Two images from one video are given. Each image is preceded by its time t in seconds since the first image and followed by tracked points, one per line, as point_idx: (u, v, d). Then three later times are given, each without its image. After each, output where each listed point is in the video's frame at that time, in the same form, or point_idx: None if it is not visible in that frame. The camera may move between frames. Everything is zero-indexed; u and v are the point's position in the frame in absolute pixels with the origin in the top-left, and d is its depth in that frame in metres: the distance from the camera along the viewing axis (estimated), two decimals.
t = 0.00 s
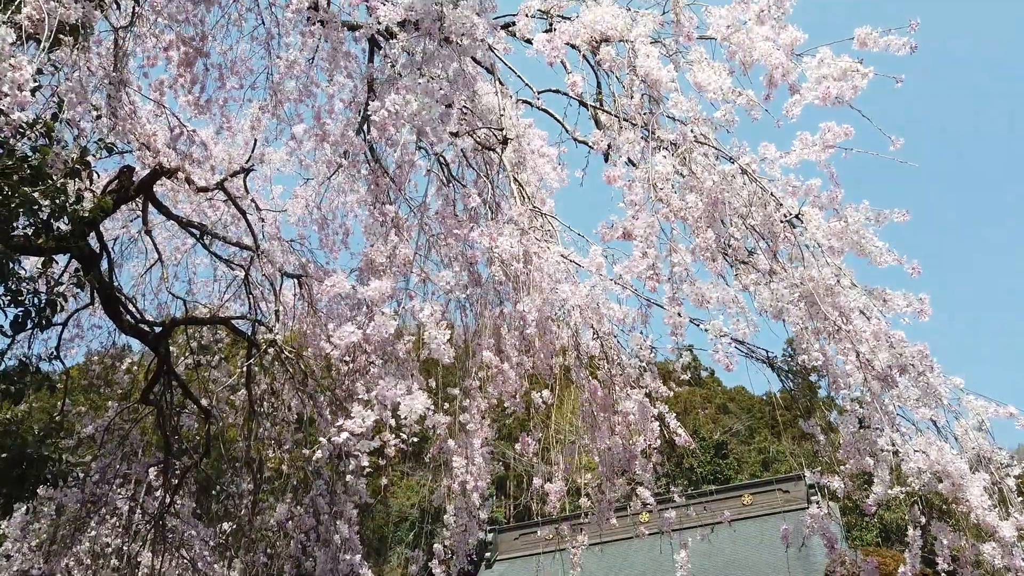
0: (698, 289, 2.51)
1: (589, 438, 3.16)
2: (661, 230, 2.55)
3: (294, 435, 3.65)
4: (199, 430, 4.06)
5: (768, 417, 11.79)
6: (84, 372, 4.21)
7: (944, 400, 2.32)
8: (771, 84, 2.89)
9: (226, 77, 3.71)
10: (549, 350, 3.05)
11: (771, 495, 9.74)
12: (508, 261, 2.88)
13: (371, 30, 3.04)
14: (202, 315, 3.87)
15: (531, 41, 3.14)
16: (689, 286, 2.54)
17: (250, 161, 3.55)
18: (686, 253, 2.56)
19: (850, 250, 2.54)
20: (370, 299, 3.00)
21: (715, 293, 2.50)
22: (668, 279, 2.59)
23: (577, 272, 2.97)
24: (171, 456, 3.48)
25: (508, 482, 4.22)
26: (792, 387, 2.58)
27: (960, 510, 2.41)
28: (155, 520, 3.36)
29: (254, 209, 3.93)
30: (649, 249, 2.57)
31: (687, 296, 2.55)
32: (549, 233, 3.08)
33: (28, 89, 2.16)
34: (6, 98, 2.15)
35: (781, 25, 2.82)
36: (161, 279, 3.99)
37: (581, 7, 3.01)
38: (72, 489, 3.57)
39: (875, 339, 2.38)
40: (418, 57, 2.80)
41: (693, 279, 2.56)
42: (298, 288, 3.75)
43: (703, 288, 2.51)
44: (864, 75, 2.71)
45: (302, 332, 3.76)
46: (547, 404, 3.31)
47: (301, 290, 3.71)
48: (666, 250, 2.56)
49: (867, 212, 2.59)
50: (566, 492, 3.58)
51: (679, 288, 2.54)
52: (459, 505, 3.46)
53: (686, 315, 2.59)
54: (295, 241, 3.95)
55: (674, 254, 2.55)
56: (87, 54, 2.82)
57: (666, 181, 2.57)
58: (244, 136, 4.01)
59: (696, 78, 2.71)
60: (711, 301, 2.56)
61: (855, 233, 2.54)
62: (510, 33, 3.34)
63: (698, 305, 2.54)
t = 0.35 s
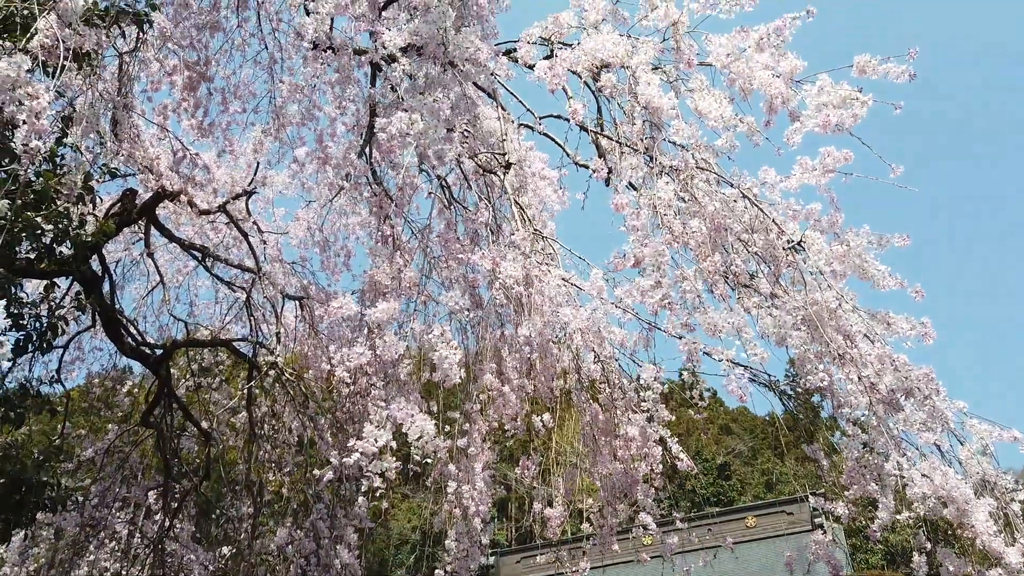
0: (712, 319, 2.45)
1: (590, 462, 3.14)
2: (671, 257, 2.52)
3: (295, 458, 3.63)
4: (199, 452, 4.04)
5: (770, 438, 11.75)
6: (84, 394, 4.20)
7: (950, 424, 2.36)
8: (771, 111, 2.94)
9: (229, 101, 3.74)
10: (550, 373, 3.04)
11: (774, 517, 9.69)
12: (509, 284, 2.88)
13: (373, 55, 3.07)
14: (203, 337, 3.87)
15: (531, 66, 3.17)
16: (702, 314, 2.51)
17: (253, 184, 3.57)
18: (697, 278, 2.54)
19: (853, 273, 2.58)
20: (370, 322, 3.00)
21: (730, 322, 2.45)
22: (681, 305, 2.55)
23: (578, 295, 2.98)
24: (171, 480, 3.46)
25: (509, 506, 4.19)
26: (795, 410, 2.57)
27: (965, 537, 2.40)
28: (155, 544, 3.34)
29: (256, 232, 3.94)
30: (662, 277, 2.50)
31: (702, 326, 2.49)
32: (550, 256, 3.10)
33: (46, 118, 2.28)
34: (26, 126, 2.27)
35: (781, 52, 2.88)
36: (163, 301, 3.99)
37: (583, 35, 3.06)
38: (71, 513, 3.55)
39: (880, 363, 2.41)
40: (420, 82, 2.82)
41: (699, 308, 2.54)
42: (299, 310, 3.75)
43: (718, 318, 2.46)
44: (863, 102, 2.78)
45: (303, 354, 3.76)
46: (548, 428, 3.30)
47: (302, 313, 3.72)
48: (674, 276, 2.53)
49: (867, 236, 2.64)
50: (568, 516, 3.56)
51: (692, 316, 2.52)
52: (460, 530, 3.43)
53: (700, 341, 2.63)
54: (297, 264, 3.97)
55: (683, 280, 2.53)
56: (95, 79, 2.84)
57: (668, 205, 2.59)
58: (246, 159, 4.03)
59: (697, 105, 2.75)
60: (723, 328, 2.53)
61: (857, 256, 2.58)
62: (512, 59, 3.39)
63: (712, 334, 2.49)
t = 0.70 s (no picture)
0: (722, 338, 2.45)
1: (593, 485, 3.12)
2: (677, 278, 2.55)
3: (295, 481, 3.61)
4: (199, 475, 4.03)
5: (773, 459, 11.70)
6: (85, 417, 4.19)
7: (956, 451, 2.35)
8: (770, 134, 2.96)
9: (232, 124, 3.77)
10: (552, 396, 3.04)
11: (778, 538, 9.62)
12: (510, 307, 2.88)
13: (374, 80, 3.10)
14: (205, 359, 3.87)
15: (531, 91, 3.21)
16: (710, 334, 2.51)
17: (255, 207, 3.59)
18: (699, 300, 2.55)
19: (854, 296, 2.58)
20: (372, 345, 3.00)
21: (738, 341, 2.45)
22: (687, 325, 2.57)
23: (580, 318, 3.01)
24: (171, 503, 3.45)
25: (511, 530, 4.17)
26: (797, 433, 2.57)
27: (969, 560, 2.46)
28: (154, 569, 3.32)
29: (258, 254, 3.96)
30: (668, 297, 2.53)
31: (711, 346, 2.49)
32: (550, 279, 3.13)
33: (53, 138, 2.30)
34: (34, 147, 2.28)
35: (779, 77, 2.93)
36: (164, 323, 4.00)
37: (584, 60, 3.09)
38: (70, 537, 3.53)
39: (883, 387, 2.38)
40: (421, 107, 2.84)
41: (703, 328, 2.55)
42: (300, 332, 3.76)
43: (727, 337, 2.46)
44: (862, 126, 2.84)
45: (304, 376, 3.76)
46: (550, 451, 3.28)
47: (303, 334, 3.72)
48: (681, 296, 2.56)
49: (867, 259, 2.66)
50: (570, 540, 3.54)
51: (701, 335, 2.53)
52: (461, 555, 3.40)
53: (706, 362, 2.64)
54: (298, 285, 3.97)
55: (689, 300, 2.55)
56: (99, 105, 2.87)
57: (669, 229, 2.59)
58: (248, 182, 4.06)
59: (697, 128, 2.77)
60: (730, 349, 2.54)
61: (858, 279, 2.60)
62: (513, 84, 3.43)
63: (722, 356, 2.48)
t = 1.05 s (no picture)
0: (728, 356, 2.43)
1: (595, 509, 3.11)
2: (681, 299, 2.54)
3: (295, 504, 3.60)
4: (199, 499, 4.01)
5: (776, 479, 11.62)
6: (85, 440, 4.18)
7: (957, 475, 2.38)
8: (768, 159, 2.99)
9: (234, 148, 3.80)
10: (553, 418, 3.05)
11: (782, 560, 9.54)
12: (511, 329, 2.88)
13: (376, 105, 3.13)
14: (205, 381, 3.87)
15: (531, 115, 3.24)
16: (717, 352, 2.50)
17: (257, 229, 3.61)
18: (703, 322, 2.55)
19: (854, 320, 2.65)
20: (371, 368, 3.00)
21: (745, 359, 2.43)
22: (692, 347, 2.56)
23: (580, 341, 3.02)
24: (170, 527, 3.43)
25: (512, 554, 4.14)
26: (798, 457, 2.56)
27: None
28: None
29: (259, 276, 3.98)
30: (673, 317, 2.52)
31: (717, 363, 2.48)
32: (551, 301, 3.13)
33: (48, 171, 2.29)
34: (28, 180, 2.27)
35: (776, 102, 3.00)
36: (165, 345, 4.00)
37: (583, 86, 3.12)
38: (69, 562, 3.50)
39: (884, 412, 2.41)
40: (421, 131, 2.87)
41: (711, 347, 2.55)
42: (301, 353, 3.77)
43: (733, 355, 2.45)
44: (858, 151, 2.88)
45: (305, 398, 3.76)
46: (550, 475, 3.27)
47: (303, 356, 3.74)
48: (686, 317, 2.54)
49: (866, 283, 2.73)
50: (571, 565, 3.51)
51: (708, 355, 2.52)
52: None
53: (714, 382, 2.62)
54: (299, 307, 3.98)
55: (695, 322, 2.54)
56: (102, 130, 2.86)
57: (668, 253, 2.60)
58: (250, 205, 4.08)
59: (696, 152, 2.80)
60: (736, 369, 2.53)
61: (858, 304, 2.66)
62: (512, 109, 3.46)
63: (727, 372, 2.46)
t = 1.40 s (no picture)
0: (729, 385, 2.45)
1: (597, 535, 3.08)
2: (679, 328, 2.55)
3: (295, 529, 3.57)
4: (198, 524, 3.98)
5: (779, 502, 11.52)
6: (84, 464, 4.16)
7: (957, 502, 2.40)
8: (764, 186, 3.01)
9: (236, 172, 3.83)
10: (554, 442, 3.05)
11: None
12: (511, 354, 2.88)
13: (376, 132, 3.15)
14: (205, 404, 3.86)
15: (530, 142, 3.26)
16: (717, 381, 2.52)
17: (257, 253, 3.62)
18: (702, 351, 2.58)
19: (852, 346, 2.68)
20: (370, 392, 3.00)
21: (744, 388, 2.45)
22: (692, 375, 2.58)
23: (580, 365, 3.01)
24: (168, 553, 3.40)
25: None
26: (799, 483, 2.55)
27: None
28: None
29: (260, 300, 3.99)
30: (673, 346, 2.53)
31: (718, 393, 2.48)
32: (552, 325, 3.13)
33: (37, 211, 2.24)
34: (16, 220, 2.22)
35: (771, 130, 3.05)
36: (165, 368, 4.00)
37: (581, 114, 3.15)
38: None
39: (883, 440, 2.44)
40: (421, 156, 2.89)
41: (709, 376, 2.55)
42: (302, 377, 3.79)
43: (734, 385, 2.46)
44: (854, 179, 2.91)
45: (305, 422, 3.75)
46: (551, 500, 3.25)
47: (304, 379, 3.75)
48: (684, 346, 2.56)
49: (864, 309, 2.76)
50: None
51: (707, 384, 2.54)
52: None
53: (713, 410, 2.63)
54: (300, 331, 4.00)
55: (693, 350, 2.57)
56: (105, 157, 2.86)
57: (666, 280, 2.61)
58: (251, 228, 4.11)
59: (692, 181, 2.83)
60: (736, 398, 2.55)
61: (856, 330, 2.69)
62: (511, 136, 3.49)
63: (728, 402, 2.47)
